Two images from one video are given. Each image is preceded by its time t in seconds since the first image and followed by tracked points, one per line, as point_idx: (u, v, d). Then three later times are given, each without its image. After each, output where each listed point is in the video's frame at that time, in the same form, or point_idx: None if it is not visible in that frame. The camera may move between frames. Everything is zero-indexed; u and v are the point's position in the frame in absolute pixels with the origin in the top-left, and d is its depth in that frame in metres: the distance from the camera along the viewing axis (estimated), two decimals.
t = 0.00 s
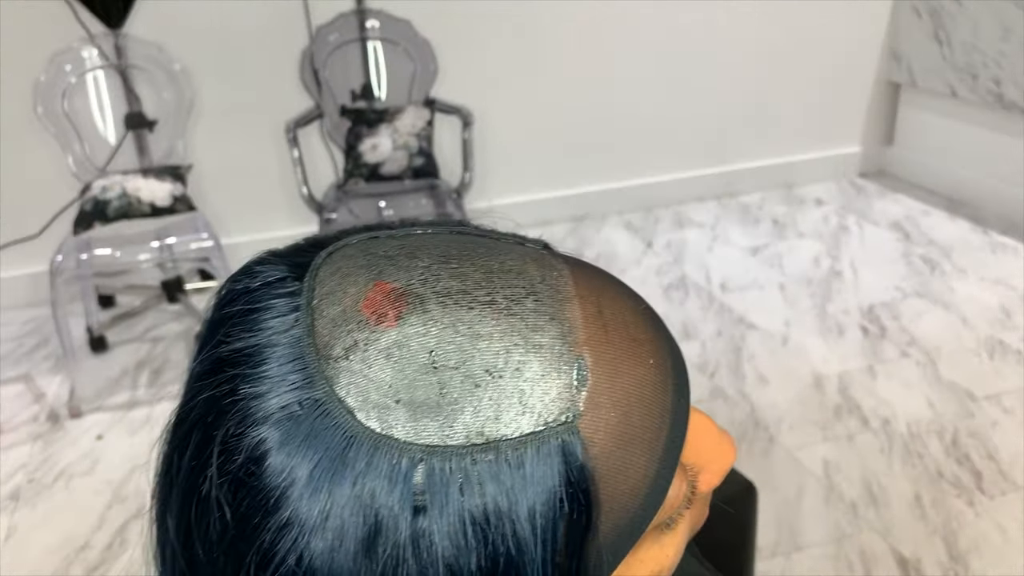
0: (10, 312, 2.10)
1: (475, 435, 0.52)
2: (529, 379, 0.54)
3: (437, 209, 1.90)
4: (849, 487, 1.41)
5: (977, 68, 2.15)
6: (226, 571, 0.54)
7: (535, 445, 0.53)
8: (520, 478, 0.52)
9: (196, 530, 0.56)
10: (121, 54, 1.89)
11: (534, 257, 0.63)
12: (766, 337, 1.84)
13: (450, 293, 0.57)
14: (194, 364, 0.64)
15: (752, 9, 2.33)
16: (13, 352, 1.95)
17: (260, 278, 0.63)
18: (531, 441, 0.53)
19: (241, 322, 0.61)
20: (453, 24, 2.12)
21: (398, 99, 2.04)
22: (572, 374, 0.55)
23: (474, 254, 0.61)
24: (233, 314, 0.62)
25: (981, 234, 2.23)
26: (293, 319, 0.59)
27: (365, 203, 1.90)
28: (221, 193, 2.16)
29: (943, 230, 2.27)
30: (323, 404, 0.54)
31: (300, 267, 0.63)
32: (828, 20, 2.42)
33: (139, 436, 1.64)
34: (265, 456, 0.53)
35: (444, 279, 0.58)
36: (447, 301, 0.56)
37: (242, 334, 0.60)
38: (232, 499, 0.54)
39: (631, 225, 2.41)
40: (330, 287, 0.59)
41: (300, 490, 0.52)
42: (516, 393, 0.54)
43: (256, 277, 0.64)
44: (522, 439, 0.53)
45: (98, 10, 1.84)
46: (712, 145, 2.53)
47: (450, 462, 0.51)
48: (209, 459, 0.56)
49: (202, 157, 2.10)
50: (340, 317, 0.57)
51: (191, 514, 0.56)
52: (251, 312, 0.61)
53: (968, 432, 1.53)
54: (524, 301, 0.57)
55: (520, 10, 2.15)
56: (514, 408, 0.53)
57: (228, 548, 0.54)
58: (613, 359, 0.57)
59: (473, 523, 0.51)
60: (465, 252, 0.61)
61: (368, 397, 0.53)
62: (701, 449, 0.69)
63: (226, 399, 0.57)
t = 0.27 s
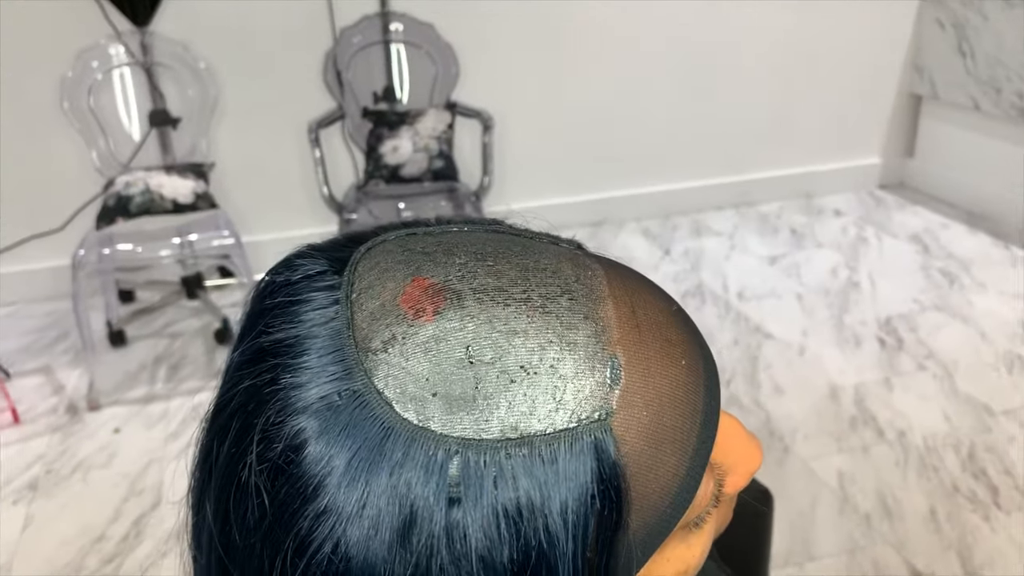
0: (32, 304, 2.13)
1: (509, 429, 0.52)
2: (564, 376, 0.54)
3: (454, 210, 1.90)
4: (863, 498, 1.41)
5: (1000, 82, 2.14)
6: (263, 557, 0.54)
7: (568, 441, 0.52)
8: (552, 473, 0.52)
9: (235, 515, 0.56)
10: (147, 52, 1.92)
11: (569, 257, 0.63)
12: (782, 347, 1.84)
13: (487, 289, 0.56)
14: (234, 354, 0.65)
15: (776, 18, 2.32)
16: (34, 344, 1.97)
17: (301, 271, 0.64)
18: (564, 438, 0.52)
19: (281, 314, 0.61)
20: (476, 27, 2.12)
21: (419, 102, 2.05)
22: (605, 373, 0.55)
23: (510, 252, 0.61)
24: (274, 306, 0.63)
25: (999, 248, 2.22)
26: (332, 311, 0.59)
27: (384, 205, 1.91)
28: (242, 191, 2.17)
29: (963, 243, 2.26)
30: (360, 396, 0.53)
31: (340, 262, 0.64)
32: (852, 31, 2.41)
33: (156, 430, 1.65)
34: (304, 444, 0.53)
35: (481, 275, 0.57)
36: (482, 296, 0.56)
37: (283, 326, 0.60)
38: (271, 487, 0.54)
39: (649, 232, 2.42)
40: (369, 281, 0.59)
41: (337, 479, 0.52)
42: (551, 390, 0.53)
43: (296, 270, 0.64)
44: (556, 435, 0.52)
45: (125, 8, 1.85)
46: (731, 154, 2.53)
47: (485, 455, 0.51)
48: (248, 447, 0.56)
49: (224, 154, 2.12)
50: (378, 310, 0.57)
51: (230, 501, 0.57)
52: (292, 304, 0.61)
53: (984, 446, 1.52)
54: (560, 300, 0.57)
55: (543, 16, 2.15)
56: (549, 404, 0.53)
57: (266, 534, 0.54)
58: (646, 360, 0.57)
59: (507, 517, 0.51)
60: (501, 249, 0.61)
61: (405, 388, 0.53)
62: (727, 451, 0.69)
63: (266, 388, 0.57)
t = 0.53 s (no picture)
0: (43, 303, 2.14)
1: (514, 437, 0.52)
2: (570, 384, 0.53)
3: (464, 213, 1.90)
4: (873, 504, 1.40)
5: (1014, 86, 2.12)
6: (265, 563, 0.54)
7: (573, 450, 0.52)
8: (557, 482, 0.52)
9: (238, 521, 0.56)
10: (158, 53, 1.92)
11: (575, 263, 0.63)
12: (792, 351, 1.83)
13: (492, 296, 0.56)
14: (238, 358, 0.65)
15: (787, 21, 2.31)
16: (45, 343, 1.98)
17: (306, 276, 0.64)
18: (568, 446, 0.52)
19: (286, 319, 0.61)
20: (487, 30, 2.12)
21: (429, 104, 2.05)
22: (611, 381, 0.55)
23: (516, 257, 0.61)
24: (279, 311, 0.63)
25: (1013, 253, 2.21)
26: (337, 317, 0.59)
27: (394, 206, 1.91)
28: (253, 192, 2.18)
29: (976, 247, 2.25)
30: (364, 403, 0.53)
31: (346, 267, 0.64)
32: (864, 34, 2.40)
33: (165, 431, 1.66)
34: (307, 451, 0.53)
35: (486, 281, 0.57)
36: (487, 304, 0.56)
37: (288, 331, 0.60)
38: (274, 493, 0.54)
39: (659, 235, 2.41)
40: (374, 287, 0.59)
41: (340, 486, 0.52)
42: (556, 398, 0.53)
43: (302, 275, 0.64)
44: (560, 444, 0.52)
45: (137, 9, 1.85)
46: (743, 157, 2.52)
47: (489, 463, 0.51)
48: (251, 453, 0.56)
49: (235, 155, 2.13)
50: (383, 316, 0.57)
51: (233, 506, 0.57)
52: (297, 310, 0.61)
53: (996, 452, 1.51)
54: (565, 307, 0.57)
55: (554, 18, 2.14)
56: (553, 412, 0.53)
57: (268, 540, 0.54)
58: (652, 368, 0.57)
59: (510, 526, 0.51)
60: (507, 255, 0.61)
61: (408, 396, 0.53)
62: (735, 458, 0.69)
63: (269, 394, 0.57)
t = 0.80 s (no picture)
0: (49, 304, 2.14)
1: (524, 438, 0.52)
2: (580, 385, 0.53)
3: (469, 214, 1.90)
4: (879, 506, 1.40)
5: (1021, 87, 2.12)
6: (275, 565, 0.54)
7: (583, 452, 0.52)
8: (567, 483, 0.52)
9: (247, 522, 0.56)
10: (164, 55, 1.91)
11: (586, 264, 0.63)
12: (798, 353, 1.83)
13: (502, 297, 0.56)
14: (248, 359, 0.65)
15: (793, 22, 2.31)
16: (51, 344, 1.99)
17: (315, 277, 0.64)
18: (579, 448, 0.52)
19: (296, 320, 0.61)
20: (492, 31, 2.12)
21: (434, 105, 2.04)
22: (622, 383, 0.55)
23: (526, 259, 0.61)
24: (289, 312, 0.63)
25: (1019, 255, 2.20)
26: (347, 318, 0.59)
27: (399, 207, 1.91)
28: (258, 193, 2.18)
29: (982, 249, 2.24)
30: (375, 404, 0.53)
31: (356, 268, 0.64)
32: (869, 34, 2.39)
33: (170, 431, 1.66)
34: (318, 452, 0.53)
35: (497, 282, 0.57)
36: (498, 305, 0.56)
37: (298, 332, 0.60)
38: (284, 494, 0.54)
39: (663, 236, 2.41)
40: (384, 288, 0.59)
41: (351, 487, 0.52)
42: (567, 399, 0.53)
43: (311, 276, 0.64)
44: (571, 445, 0.52)
45: (143, 10, 1.86)
46: (748, 159, 2.52)
47: (500, 465, 0.51)
48: (261, 455, 0.56)
49: (241, 156, 2.13)
50: (394, 317, 0.57)
51: (242, 507, 0.57)
52: (306, 311, 0.61)
53: (1002, 454, 1.50)
54: (576, 308, 0.57)
55: (559, 19, 2.14)
56: (564, 414, 0.53)
57: (278, 541, 0.54)
58: (663, 369, 0.57)
59: (522, 527, 0.51)
60: (517, 256, 0.61)
61: (419, 397, 0.53)
62: (745, 460, 0.68)
63: (280, 395, 0.57)
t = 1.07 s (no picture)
0: (52, 304, 2.14)
1: (527, 442, 0.52)
2: (583, 388, 0.53)
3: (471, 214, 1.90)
4: (881, 506, 1.40)
5: None
6: (278, 566, 0.54)
7: (586, 455, 0.52)
8: (570, 486, 0.52)
9: (250, 524, 0.56)
10: (167, 55, 1.92)
11: (589, 266, 0.63)
12: (800, 353, 1.83)
13: (505, 300, 0.56)
14: (251, 361, 0.65)
15: (794, 22, 2.31)
16: (53, 344, 1.99)
17: (318, 279, 0.64)
18: (581, 451, 0.52)
19: (299, 321, 0.61)
20: (494, 31, 2.12)
21: (436, 105, 2.04)
22: (625, 386, 0.54)
23: (529, 261, 0.61)
24: (291, 314, 0.63)
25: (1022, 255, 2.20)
26: (350, 320, 0.59)
27: (401, 207, 1.91)
28: (260, 193, 2.18)
29: (985, 249, 2.24)
30: (378, 406, 0.53)
31: (359, 270, 0.64)
32: (872, 34, 2.39)
33: (172, 432, 1.66)
34: (320, 455, 0.53)
35: (500, 284, 0.57)
36: (501, 307, 0.55)
37: (300, 334, 0.60)
38: (286, 496, 0.54)
39: (665, 236, 2.41)
40: (387, 290, 0.59)
41: (353, 490, 0.52)
42: (569, 402, 0.53)
43: (314, 277, 0.64)
44: (574, 448, 0.52)
45: (145, 10, 1.86)
46: (750, 159, 2.52)
47: (502, 468, 0.51)
48: (264, 457, 0.56)
49: (243, 156, 2.13)
50: (397, 319, 0.57)
51: (245, 509, 0.57)
52: (309, 313, 0.61)
53: (1005, 455, 1.50)
54: (579, 310, 0.56)
55: (561, 19, 2.14)
56: (566, 417, 0.53)
57: (281, 543, 0.54)
58: (667, 372, 0.57)
59: (524, 530, 0.51)
60: (520, 258, 0.61)
61: (421, 400, 0.53)
62: (750, 464, 0.68)
63: (283, 397, 0.57)
